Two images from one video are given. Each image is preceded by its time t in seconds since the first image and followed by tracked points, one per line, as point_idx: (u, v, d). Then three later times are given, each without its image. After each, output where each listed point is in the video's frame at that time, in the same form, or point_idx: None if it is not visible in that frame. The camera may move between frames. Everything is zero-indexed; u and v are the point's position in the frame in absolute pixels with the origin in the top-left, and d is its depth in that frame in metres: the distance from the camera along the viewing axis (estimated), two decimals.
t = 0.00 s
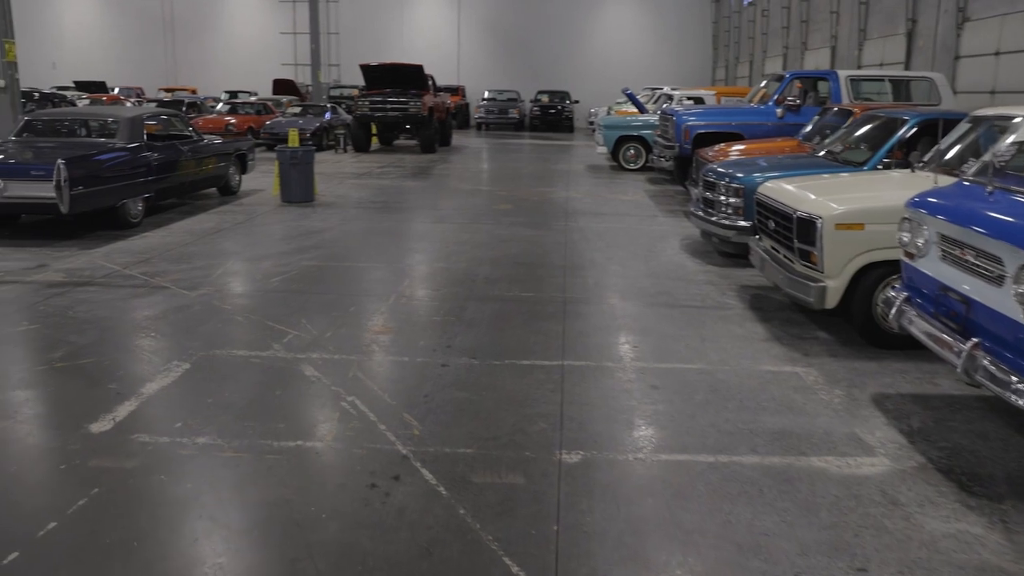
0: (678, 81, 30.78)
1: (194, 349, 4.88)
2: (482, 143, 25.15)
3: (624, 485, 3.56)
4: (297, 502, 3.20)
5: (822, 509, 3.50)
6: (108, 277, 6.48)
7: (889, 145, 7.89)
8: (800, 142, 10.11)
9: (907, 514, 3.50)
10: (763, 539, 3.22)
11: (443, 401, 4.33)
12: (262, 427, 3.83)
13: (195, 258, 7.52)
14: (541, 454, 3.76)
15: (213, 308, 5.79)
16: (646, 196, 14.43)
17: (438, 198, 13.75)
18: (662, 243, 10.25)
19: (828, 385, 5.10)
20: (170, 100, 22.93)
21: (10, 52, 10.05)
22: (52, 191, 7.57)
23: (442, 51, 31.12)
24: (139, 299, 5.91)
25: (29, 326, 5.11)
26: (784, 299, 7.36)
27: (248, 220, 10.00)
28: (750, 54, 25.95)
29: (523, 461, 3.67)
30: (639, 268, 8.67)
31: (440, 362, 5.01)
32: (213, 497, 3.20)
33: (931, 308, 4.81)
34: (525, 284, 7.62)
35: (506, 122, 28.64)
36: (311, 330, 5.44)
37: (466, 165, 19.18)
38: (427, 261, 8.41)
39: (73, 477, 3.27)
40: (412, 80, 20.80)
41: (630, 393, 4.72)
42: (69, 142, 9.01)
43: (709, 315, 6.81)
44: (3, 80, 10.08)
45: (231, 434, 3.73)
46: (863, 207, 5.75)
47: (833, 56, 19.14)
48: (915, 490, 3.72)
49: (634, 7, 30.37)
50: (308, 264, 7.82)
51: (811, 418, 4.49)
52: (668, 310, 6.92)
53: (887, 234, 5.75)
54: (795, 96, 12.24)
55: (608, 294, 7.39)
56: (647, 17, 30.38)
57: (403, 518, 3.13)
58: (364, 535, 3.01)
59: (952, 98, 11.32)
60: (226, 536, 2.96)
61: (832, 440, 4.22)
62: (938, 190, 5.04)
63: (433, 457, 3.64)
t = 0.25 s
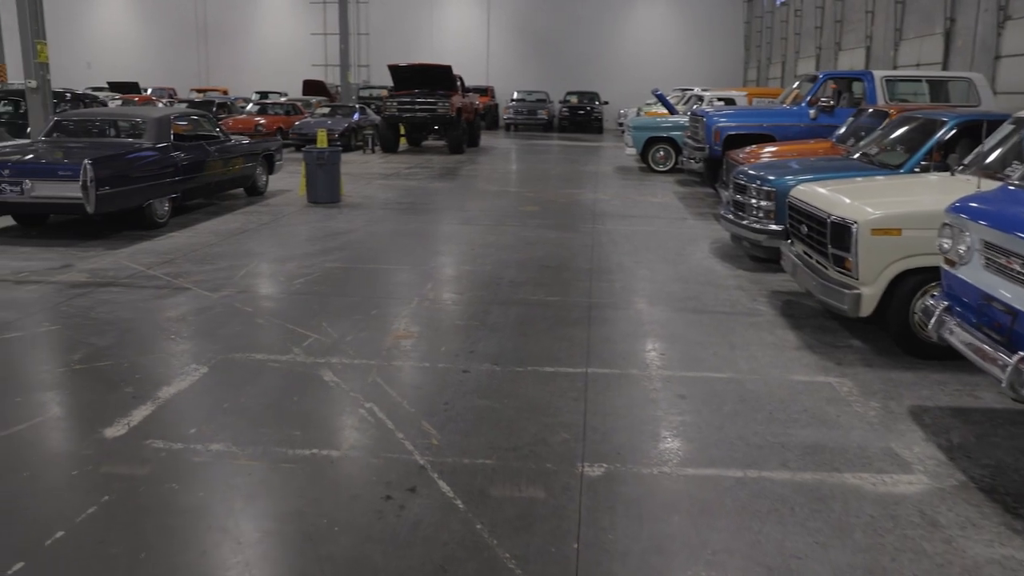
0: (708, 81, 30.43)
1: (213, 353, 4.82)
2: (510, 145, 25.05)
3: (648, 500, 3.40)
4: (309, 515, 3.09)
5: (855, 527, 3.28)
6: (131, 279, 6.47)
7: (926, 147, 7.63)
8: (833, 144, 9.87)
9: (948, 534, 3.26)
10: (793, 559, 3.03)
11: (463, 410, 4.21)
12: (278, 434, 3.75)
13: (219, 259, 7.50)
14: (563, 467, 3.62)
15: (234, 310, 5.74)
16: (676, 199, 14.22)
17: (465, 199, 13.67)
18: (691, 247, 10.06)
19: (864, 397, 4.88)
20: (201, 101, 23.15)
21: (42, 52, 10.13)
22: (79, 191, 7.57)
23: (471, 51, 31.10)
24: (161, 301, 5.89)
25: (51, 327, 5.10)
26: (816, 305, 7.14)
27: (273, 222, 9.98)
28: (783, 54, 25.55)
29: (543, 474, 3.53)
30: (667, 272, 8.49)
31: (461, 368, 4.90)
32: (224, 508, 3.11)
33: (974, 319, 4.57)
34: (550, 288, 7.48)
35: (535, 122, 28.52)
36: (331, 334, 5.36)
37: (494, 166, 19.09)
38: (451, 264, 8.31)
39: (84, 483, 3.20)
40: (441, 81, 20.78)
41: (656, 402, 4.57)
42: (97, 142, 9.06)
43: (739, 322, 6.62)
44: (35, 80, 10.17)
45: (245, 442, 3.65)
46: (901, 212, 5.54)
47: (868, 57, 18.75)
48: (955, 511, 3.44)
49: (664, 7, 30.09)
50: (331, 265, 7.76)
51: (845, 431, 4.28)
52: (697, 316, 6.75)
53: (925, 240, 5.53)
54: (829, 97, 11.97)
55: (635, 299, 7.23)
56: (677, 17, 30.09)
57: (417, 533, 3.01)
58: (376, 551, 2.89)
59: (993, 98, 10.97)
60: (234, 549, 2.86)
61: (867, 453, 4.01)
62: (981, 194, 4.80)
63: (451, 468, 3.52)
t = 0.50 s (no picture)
0: (734, 82, 30.07)
1: (223, 355, 4.75)
2: (534, 146, 24.92)
3: (663, 515, 3.25)
4: (310, 526, 2.99)
5: (882, 548, 3.11)
6: (145, 279, 6.43)
7: (958, 148, 7.38)
8: (861, 145, 9.64)
9: (981, 557, 3.07)
10: None
11: (474, 417, 4.10)
12: (284, 441, 3.66)
13: (235, 261, 7.46)
14: (574, 479, 3.49)
15: (247, 312, 5.69)
16: (700, 201, 14.00)
17: (486, 200, 13.57)
18: (714, 250, 9.87)
19: (892, 407, 4.69)
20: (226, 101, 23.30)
21: (65, 52, 10.20)
22: (96, 190, 7.55)
23: (495, 52, 31.01)
24: (174, 302, 5.85)
25: (62, 327, 5.06)
26: (843, 311, 6.94)
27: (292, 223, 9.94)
28: (810, 54, 25.17)
29: (554, 487, 3.40)
30: (689, 276, 8.32)
31: (474, 373, 4.79)
32: (222, 517, 3.02)
33: (1010, 328, 4.35)
34: (568, 291, 7.35)
35: (559, 123, 28.36)
36: (343, 337, 5.28)
37: (517, 167, 18.98)
38: (469, 266, 8.20)
39: (82, 490, 3.13)
40: (464, 81, 20.70)
41: (673, 411, 4.42)
42: (118, 142, 9.08)
43: (762, 328, 6.44)
44: (58, 80, 10.24)
45: (248, 448, 3.56)
46: (931, 216, 5.34)
47: (898, 57, 18.37)
48: (988, 532, 3.26)
49: (690, 8, 29.80)
50: (348, 267, 7.70)
51: (871, 444, 4.09)
52: (718, 321, 6.58)
53: (957, 245, 5.33)
54: (858, 97, 11.70)
55: (656, 303, 7.08)
56: (703, 18, 29.79)
57: (421, 547, 2.90)
58: (378, 565, 2.78)
59: None
60: (232, 561, 2.76)
61: (895, 468, 3.83)
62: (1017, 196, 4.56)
63: (459, 479, 3.40)
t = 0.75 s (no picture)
0: (756, 83, 29.76)
1: (224, 360, 4.68)
2: (552, 147, 24.79)
3: (668, 537, 3.12)
4: (300, 544, 2.89)
5: None
6: (152, 280, 6.39)
7: (984, 152, 7.16)
8: (884, 148, 9.42)
9: None
10: None
11: (477, 428, 3.99)
12: (280, 452, 3.57)
13: (244, 263, 7.41)
14: (576, 497, 3.36)
15: (252, 317, 5.62)
16: (719, 204, 13.81)
17: (502, 202, 13.48)
18: (731, 254, 9.70)
19: (912, 422, 4.52)
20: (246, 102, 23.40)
21: (82, 52, 10.24)
22: (107, 191, 7.52)
23: (515, 53, 30.91)
24: (180, 305, 5.79)
25: (65, 330, 5.01)
26: (862, 320, 6.75)
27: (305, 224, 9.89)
28: (834, 55, 24.83)
29: (555, 505, 3.28)
30: (705, 282, 8.16)
31: (480, 382, 4.68)
32: (211, 532, 2.93)
33: None
34: (581, 296, 7.22)
35: (579, 125, 28.20)
36: (348, 343, 5.20)
37: (535, 169, 18.86)
38: (481, 270, 8.10)
39: (70, 502, 3.05)
40: (483, 82, 20.61)
41: (683, 424, 4.28)
42: (133, 142, 9.08)
43: (779, 337, 6.27)
44: (75, 80, 10.29)
45: (243, 460, 3.47)
46: (955, 223, 5.16)
47: (923, 58, 18.05)
48: (1013, 560, 3.09)
49: (712, 8, 29.53)
50: (359, 270, 7.63)
51: (889, 462, 3.93)
52: (733, 329, 6.43)
53: (982, 253, 5.14)
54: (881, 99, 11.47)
55: (670, 310, 6.94)
56: (725, 18, 29.49)
57: (412, 569, 2.79)
58: None
59: None
60: None
61: (914, 488, 3.67)
62: None
63: (456, 495, 3.30)
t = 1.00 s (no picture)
0: (777, 85, 29.44)
1: (225, 368, 4.62)
2: (570, 148, 24.65)
3: (672, 562, 3.00)
4: (289, 565, 2.81)
5: None
6: (159, 284, 6.35)
7: (1009, 157, 6.95)
8: (905, 152, 9.22)
9: None
10: None
11: (478, 442, 3.89)
12: (275, 465, 3.49)
13: (253, 268, 7.37)
14: (577, 517, 3.25)
15: (257, 323, 5.56)
16: (737, 208, 13.63)
17: (516, 205, 13.39)
18: (748, 260, 9.54)
19: (930, 440, 4.36)
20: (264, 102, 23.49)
21: (97, 54, 10.27)
22: (117, 193, 7.48)
23: (533, 54, 30.81)
24: (185, 310, 5.75)
25: (68, 335, 4.97)
26: (880, 330, 6.58)
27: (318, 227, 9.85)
28: (856, 56, 24.49)
29: (555, 526, 3.17)
30: (720, 289, 8.02)
31: (484, 393, 4.59)
32: (200, 549, 2.86)
33: None
34: (592, 303, 7.12)
35: (597, 126, 28.04)
36: (352, 351, 5.13)
37: (551, 170, 18.75)
38: (492, 275, 8.01)
39: (57, 516, 2.99)
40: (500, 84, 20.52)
41: (693, 440, 4.16)
42: (145, 144, 9.08)
43: (794, 347, 6.12)
44: (90, 81, 10.33)
45: (236, 473, 3.40)
46: (978, 232, 4.99)
47: (947, 59, 17.74)
48: None
49: (732, 8, 29.24)
50: (368, 275, 7.56)
51: (906, 483, 3.79)
52: (746, 339, 6.29)
53: (1005, 264, 4.98)
54: (902, 102, 11.26)
55: (682, 318, 6.81)
56: (746, 18, 29.20)
57: None
58: None
59: None
60: None
61: (931, 511, 3.52)
62: None
63: (453, 513, 3.20)
